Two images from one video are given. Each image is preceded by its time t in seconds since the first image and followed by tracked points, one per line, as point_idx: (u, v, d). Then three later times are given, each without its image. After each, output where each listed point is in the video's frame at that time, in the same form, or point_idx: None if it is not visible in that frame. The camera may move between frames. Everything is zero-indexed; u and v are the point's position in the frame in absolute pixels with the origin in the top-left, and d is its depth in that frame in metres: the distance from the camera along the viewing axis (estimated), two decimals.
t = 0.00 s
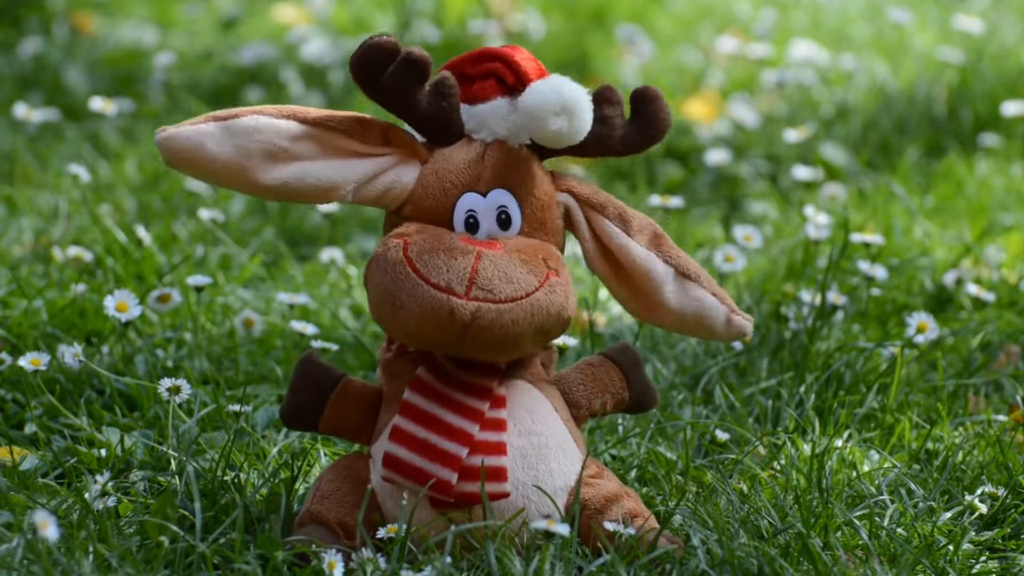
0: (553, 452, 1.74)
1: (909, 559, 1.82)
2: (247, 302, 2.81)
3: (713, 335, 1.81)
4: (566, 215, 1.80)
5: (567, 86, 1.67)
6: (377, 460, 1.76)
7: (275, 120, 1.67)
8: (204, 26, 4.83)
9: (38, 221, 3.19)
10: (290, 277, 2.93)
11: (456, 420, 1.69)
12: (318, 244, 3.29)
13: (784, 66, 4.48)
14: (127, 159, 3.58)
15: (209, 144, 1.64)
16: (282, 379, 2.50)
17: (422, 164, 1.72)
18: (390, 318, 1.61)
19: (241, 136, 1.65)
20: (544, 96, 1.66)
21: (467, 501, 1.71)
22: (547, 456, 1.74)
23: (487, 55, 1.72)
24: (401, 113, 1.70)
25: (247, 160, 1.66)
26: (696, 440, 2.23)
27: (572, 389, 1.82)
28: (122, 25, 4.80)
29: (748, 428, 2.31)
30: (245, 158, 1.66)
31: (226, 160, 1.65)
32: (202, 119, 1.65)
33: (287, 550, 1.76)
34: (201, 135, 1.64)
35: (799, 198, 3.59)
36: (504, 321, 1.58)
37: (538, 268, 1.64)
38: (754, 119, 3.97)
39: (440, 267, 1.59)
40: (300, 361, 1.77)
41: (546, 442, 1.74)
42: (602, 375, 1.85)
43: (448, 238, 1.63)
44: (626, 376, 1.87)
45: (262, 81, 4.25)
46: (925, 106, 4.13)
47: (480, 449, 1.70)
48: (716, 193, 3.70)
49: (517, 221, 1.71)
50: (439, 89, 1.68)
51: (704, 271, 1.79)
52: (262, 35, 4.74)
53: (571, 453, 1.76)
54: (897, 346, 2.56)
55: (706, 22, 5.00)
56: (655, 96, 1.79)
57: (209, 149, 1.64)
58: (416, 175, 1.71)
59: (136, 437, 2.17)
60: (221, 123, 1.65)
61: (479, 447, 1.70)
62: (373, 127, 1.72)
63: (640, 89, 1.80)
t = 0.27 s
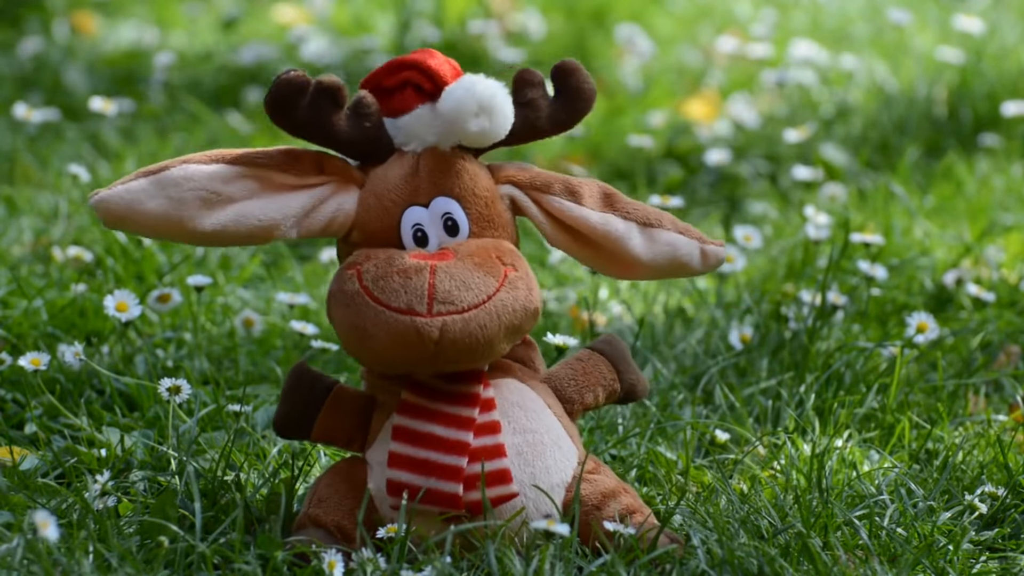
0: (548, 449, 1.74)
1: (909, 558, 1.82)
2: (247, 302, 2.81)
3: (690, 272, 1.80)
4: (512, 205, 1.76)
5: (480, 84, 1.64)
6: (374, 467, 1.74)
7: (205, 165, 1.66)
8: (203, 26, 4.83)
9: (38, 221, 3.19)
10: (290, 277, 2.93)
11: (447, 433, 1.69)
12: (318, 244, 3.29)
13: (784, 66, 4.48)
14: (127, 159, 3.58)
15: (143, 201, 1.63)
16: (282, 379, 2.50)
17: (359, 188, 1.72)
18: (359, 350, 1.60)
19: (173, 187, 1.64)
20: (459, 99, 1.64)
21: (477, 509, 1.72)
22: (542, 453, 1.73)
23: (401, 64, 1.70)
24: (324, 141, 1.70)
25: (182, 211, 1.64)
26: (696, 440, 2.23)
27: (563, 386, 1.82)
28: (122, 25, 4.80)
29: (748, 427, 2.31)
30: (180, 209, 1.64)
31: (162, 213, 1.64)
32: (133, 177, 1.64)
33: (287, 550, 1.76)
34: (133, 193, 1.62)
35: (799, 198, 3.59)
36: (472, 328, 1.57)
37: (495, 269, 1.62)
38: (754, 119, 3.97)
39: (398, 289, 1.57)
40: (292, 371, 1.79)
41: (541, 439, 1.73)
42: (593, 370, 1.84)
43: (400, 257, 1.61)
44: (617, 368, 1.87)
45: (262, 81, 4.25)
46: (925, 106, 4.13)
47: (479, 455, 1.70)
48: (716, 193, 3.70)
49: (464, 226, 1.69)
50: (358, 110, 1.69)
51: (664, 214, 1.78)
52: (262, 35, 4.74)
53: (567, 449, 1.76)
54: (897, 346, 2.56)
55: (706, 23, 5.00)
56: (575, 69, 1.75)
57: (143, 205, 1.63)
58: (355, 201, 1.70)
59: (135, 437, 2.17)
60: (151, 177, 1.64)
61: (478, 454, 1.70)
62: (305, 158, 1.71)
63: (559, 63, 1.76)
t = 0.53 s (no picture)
0: (546, 446, 1.74)
1: (909, 559, 1.82)
2: (247, 302, 2.81)
3: (685, 261, 1.81)
4: (507, 192, 1.77)
5: (467, 70, 1.65)
6: (373, 465, 1.74)
7: (197, 154, 1.67)
8: (203, 26, 4.83)
9: (38, 222, 3.19)
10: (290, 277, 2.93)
11: (442, 421, 1.69)
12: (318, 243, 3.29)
13: (784, 66, 4.48)
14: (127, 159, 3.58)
15: (136, 190, 1.64)
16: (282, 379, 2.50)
17: (352, 177, 1.72)
18: (354, 334, 1.61)
19: (165, 176, 1.64)
20: (445, 86, 1.65)
21: (473, 498, 1.71)
22: (540, 452, 1.73)
23: (391, 55, 1.72)
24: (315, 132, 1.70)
25: (175, 199, 1.65)
26: (696, 440, 2.23)
27: (560, 383, 1.81)
28: (121, 25, 4.80)
29: (748, 428, 2.32)
30: (172, 198, 1.65)
31: (155, 201, 1.64)
32: (125, 168, 1.65)
33: (287, 550, 1.76)
34: (125, 182, 1.63)
35: (799, 198, 3.59)
36: (466, 310, 1.58)
37: (489, 253, 1.63)
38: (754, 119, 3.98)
39: (391, 273, 1.58)
40: (288, 373, 1.76)
41: (539, 437, 1.73)
42: (588, 367, 1.84)
43: (393, 243, 1.62)
44: (613, 364, 1.86)
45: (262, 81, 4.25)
46: (925, 106, 4.13)
47: (476, 445, 1.69)
48: (716, 193, 3.70)
49: (458, 213, 1.69)
50: (348, 99, 1.69)
51: (659, 202, 1.80)
52: (263, 35, 4.73)
53: (564, 447, 1.76)
54: (897, 346, 2.56)
55: (706, 23, 5.00)
56: (563, 56, 1.76)
57: (136, 194, 1.64)
58: (349, 189, 1.71)
59: (136, 437, 2.17)
60: (144, 167, 1.65)
61: (477, 444, 1.69)
62: (297, 148, 1.72)
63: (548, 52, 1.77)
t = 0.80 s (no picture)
0: (555, 454, 1.74)
1: (909, 558, 1.82)
2: (247, 302, 2.81)
3: (741, 355, 1.82)
4: (598, 231, 1.79)
5: (610, 103, 1.67)
6: (378, 458, 1.77)
7: (324, 94, 1.69)
8: (204, 26, 4.83)
9: (38, 221, 3.19)
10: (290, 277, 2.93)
11: (463, 418, 1.69)
12: (319, 244, 3.29)
13: (784, 65, 4.48)
14: (127, 160, 3.58)
15: (253, 105, 1.65)
16: (282, 379, 2.51)
17: (457, 164, 1.72)
18: (413, 312, 1.60)
19: (285, 102, 1.66)
20: (586, 111, 1.66)
21: (463, 498, 1.71)
22: (548, 457, 1.74)
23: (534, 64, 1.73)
24: (444, 111, 1.71)
25: (287, 126, 1.67)
26: (696, 440, 2.23)
27: (577, 391, 1.82)
28: (121, 25, 4.80)
29: (747, 428, 2.32)
30: (285, 124, 1.67)
31: (268, 122, 1.66)
32: (248, 81, 1.66)
33: (287, 550, 1.76)
34: (244, 94, 1.64)
35: (799, 198, 3.59)
36: (526, 329, 1.59)
37: (564, 282, 1.64)
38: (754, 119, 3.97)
39: (469, 268, 1.59)
40: (307, 358, 1.77)
41: (549, 443, 1.74)
42: (607, 378, 1.85)
43: (478, 242, 1.63)
44: (631, 379, 1.88)
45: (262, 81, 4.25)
46: (925, 106, 4.13)
47: (481, 447, 1.70)
48: (716, 193, 3.70)
49: (547, 232, 1.70)
50: (483, 91, 1.69)
51: (737, 294, 1.80)
52: (263, 34, 4.74)
53: (572, 454, 1.76)
54: (897, 346, 2.56)
55: (706, 22, 5.00)
56: (695, 122, 1.80)
57: (251, 110, 1.65)
58: (451, 174, 1.71)
59: (136, 437, 2.17)
60: (268, 87, 1.66)
61: (481, 445, 1.69)
62: (416, 118, 1.72)
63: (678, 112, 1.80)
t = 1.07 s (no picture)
0: (555, 453, 1.74)
1: (909, 559, 1.82)
2: (247, 302, 2.81)
3: (748, 359, 1.81)
4: (609, 227, 1.80)
5: (632, 97, 1.68)
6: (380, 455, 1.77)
7: (344, 73, 1.68)
8: (204, 26, 4.83)
9: (38, 221, 3.19)
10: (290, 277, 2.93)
11: (466, 411, 1.70)
12: (319, 244, 3.29)
13: (784, 65, 4.48)
14: (127, 159, 3.58)
15: (275, 81, 1.64)
16: (282, 379, 2.51)
17: (473, 152, 1.73)
18: (423, 297, 1.60)
19: (307, 79, 1.65)
20: (606, 104, 1.67)
21: (461, 491, 1.71)
22: (549, 456, 1.74)
23: (556, 57, 1.74)
24: (464, 96, 1.72)
25: (308, 106, 1.66)
26: (696, 440, 2.23)
27: (578, 391, 1.82)
28: (121, 25, 4.80)
29: (747, 428, 2.32)
30: (305, 102, 1.66)
31: (289, 99, 1.65)
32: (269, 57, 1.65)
33: (287, 550, 1.76)
34: (266, 70, 1.63)
35: (799, 198, 3.59)
36: (532, 317, 1.59)
37: (572, 272, 1.65)
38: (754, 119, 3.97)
39: (478, 252, 1.59)
40: (312, 349, 1.77)
41: (549, 442, 1.74)
42: (609, 378, 1.85)
43: (488, 228, 1.63)
44: (632, 381, 1.88)
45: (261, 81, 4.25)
46: (926, 106, 4.13)
47: (481, 441, 1.70)
48: (716, 193, 3.70)
49: (558, 223, 1.71)
50: (504, 80, 1.70)
51: (745, 297, 1.80)
52: (262, 34, 4.73)
53: (573, 454, 1.76)
54: (897, 346, 2.57)
55: (706, 22, 5.00)
56: (712, 126, 1.81)
57: (272, 86, 1.64)
58: (466, 162, 1.71)
59: (136, 436, 2.17)
60: (290, 64, 1.65)
61: (483, 439, 1.70)
62: (434, 104, 1.72)
63: (699, 116, 1.82)
